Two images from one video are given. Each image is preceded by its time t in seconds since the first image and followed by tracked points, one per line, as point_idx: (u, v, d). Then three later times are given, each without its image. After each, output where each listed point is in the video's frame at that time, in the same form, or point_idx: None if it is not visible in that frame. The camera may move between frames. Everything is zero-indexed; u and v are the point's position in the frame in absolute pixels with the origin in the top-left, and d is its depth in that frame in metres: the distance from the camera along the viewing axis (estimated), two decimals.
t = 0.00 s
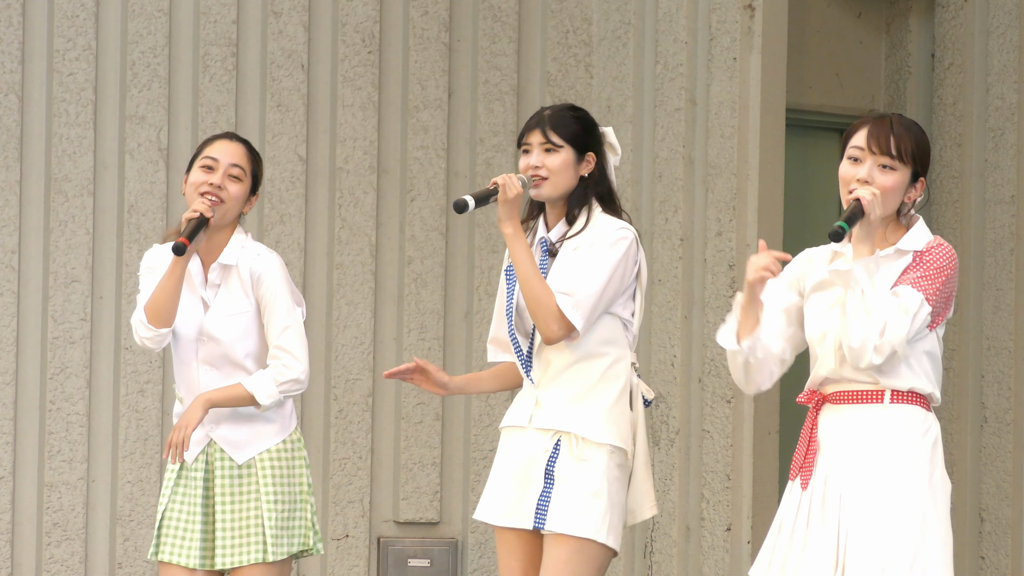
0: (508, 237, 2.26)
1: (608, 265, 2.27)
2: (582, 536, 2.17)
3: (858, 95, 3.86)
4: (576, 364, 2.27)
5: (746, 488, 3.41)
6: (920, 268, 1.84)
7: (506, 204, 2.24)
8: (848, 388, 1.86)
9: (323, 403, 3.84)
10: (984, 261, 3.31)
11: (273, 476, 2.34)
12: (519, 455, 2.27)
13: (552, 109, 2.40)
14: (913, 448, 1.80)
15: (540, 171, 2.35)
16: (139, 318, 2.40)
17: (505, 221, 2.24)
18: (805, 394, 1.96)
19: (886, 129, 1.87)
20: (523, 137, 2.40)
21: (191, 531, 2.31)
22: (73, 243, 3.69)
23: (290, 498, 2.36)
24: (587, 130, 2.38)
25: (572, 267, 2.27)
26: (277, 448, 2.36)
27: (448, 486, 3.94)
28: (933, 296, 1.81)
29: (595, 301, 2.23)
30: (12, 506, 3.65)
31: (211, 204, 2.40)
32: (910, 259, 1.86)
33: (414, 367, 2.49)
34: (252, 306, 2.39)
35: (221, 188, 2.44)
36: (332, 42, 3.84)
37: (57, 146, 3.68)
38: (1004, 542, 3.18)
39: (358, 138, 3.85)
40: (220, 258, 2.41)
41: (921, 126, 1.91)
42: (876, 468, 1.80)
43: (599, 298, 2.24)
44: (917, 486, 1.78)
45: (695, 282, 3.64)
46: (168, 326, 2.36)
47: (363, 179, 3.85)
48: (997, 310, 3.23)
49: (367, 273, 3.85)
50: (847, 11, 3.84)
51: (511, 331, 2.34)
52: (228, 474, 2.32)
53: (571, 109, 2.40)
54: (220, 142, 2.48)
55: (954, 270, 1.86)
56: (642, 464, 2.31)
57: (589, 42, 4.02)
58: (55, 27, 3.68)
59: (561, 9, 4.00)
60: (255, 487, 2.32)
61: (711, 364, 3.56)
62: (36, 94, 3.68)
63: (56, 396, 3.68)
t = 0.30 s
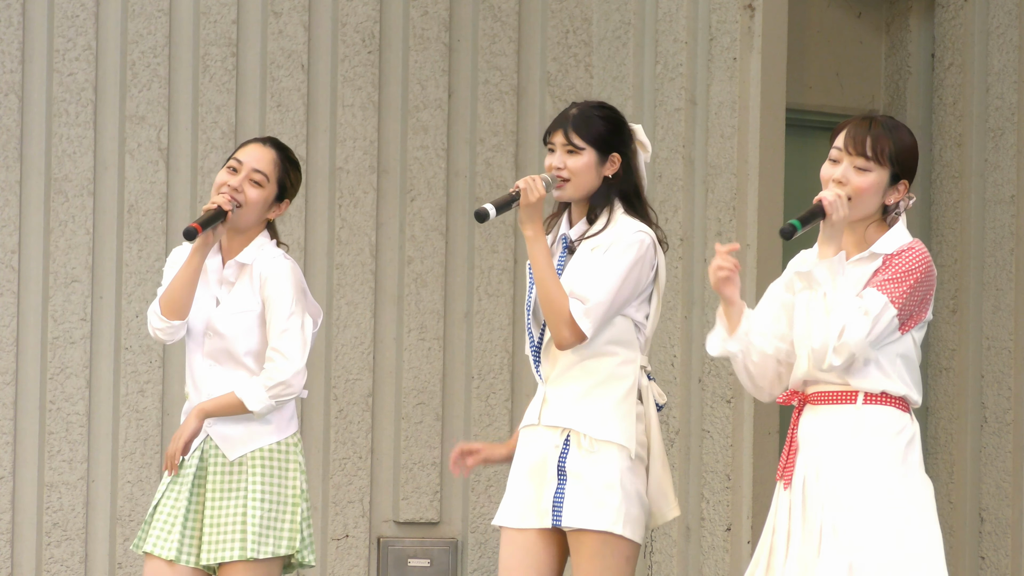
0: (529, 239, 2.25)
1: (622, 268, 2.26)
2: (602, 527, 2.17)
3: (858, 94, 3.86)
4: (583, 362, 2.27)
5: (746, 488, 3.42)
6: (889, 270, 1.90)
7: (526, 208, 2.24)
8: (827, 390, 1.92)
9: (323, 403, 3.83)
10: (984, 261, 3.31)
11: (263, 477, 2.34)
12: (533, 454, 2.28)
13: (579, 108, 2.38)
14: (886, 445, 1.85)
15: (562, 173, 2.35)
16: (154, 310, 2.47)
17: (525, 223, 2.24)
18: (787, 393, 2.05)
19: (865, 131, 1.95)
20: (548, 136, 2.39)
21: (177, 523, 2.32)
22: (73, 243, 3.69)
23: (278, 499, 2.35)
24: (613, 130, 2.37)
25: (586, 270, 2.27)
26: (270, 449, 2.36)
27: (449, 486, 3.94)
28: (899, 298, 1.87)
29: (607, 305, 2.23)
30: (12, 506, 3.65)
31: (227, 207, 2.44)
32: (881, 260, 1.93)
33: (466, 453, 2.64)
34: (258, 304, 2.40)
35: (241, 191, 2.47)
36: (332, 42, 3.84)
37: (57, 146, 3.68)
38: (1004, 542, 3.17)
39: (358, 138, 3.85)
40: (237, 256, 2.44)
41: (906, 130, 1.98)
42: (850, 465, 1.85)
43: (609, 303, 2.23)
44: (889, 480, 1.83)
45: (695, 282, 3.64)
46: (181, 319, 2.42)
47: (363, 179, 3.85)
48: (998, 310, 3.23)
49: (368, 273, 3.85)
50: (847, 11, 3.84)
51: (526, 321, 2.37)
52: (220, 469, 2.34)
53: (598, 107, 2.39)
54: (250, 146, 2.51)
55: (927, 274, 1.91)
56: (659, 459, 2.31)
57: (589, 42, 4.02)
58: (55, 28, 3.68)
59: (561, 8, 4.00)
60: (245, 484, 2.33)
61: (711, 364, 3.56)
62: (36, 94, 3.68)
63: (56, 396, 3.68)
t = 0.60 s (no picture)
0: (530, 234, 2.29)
1: (623, 266, 2.26)
2: (598, 530, 2.19)
3: (858, 94, 3.85)
4: (584, 363, 2.28)
5: (745, 488, 3.42)
6: (836, 283, 2.06)
7: (529, 203, 2.27)
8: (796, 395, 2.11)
9: (323, 404, 3.83)
10: (984, 261, 3.31)
11: (261, 477, 2.34)
12: (536, 455, 2.30)
13: (589, 110, 2.38)
14: (848, 453, 2.02)
15: (569, 173, 2.35)
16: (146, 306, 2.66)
17: (528, 219, 2.28)
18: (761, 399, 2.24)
19: (815, 145, 2.13)
20: (558, 137, 2.39)
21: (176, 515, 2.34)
22: (73, 243, 3.69)
23: (276, 499, 2.35)
24: (623, 133, 2.37)
25: (590, 270, 2.27)
26: (275, 448, 2.37)
27: (448, 486, 3.94)
28: (840, 310, 2.03)
29: (607, 303, 2.23)
30: (11, 505, 3.65)
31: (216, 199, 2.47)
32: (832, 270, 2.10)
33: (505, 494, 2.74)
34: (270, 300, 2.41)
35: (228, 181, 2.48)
36: (332, 42, 3.84)
37: (58, 146, 3.68)
38: (1003, 543, 3.17)
39: (358, 138, 3.85)
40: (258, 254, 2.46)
41: (865, 143, 2.12)
42: (817, 471, 2.03)
43: (609, 302, 2.24)
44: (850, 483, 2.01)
45: (695, 282, 3.64)
46: (162, 304, 2.58)
47: (363, 179, 3.85)
48: (998, 310, 3.23)
49: (368, 273, 3.85)
50: (847, 11, 3.83)
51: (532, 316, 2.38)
52: (221, 466, 2.34)
53: (609, 110, 2.38)
54: (239, 138, 2.53)
55: (872, 283, 2.05)
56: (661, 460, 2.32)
57: (589, 42, 4.02)
58: (55, 27, 3.68)
59: (561, 8, 4.00)
60: (243, 484, 2.34)
61: (711, 364, 3.56)
62: (36, 93, 3.68)
63: (56, 396, 3.68)
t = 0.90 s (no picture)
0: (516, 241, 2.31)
1: (603, 271, 2.26)
2: (591, 528, 2.18)
3: (858, 94, 3.85)
4: (573, 364, 2.28)
5: (746, 488, 3.42)
6: (792, 277, 2.07)
7: (515, 211, 2.29)
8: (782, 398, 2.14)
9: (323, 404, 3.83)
10: (984, 261, 3.31)
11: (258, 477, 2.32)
12: (529, 457, 2.29)
13: (575, 115, 2.41)
14: (831, 452, 2.04)
15: (554, 178, 2.38)
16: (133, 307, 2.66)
17: (512, 225, 2.29)
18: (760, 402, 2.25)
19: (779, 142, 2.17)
20: (544, 142, 2.43)
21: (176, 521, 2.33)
22: (73, 243, 3.69)
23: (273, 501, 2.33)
24: (608, 138, 2.39)
25: (574, 275, 2.28)
26: (268, 449, 2.35)
27: (449, 486, 3.94)
28: (793, 306, 2.03)
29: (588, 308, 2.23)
30: (12, 506, 3.65)
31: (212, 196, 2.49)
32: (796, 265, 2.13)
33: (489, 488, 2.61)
34: (279, 300, 2.42)
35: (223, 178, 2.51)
36: (332, 42, 3.84)
37: (57, 146, 3.68)
38: (1004, 543, 3.17)
39: (358, 138, 3.85)
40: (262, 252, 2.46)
41: (831, 141, 2.15)
42: (803, 471, 2.05)
43: (590, 308, 2.24)
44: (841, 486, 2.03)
45: (695, 282, 3.64)
46: (145, 295, 2.60)
47: (363, 179, 3.85)
48: (998, 310, 3.23)
49: (368, 273, 3.85)
50: (847, 11, 3.84)
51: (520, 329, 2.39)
52: (218, 470, 2.33)
53: (594, 115, 2.41)
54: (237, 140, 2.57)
55: (827, 276, 2.05)
56: (653, 461, 2.31)
57: (589, 41, 4.02)
58: (55, 27, 3.68)
59: (561, 8, 4.00)
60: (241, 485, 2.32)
61: (711, 364, 3.56)
62: (36, 93, 3.68)
63: (56, 396, 3.68)
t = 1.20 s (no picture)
0: (502, 220, 2.32)
1: (597, 253, 2.27)
2: (582, 527, 2.18)
3: (858, 95, 3.85)
4: (564, 355, 2.28)
5: (745, 488, 3.41)
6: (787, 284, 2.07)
7: (502, 186, 2.31)
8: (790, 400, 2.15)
9: (323, 403, 3.83)
10: (984, 261, 3.31)
11: (233, 476, 2.32)
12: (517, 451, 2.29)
13: (558, 102, 2.41)
14: (843, 451, 2.04)
15: (538, 162, 2.37)
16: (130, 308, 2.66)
17: (499, 203, 2.31)
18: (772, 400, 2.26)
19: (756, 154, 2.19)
20: (527, 128, 2.42)
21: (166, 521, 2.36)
22: (73, 243, 3.70)
23: (251, 499, 2.32)
24: (591, 124, 2.40)
25: (561, 255, 2.28)
26: (245, 447, 2.34)
27: (449, 486, 3.94)
28: (791, 312, 2.03)
29: (581, 287, 2.24)
30: (11, 506, 3.65)
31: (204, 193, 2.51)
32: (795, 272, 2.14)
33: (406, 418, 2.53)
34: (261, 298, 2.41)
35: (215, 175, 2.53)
36: (332, 42, 3.84)
37: (57, 146, 3.68)
38: (1004, 543, 3.17)
39: (358, 138, 3.85)
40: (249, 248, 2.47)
41: (808, 146, 2.15)
42: (817, 470, 2.05)
43: (583, 286, 2.24)
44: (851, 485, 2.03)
45: (695, 282, 3.64)
46: (140, 291, 2.61)
47: (363, 179, 3.85)
48: (997, 310, 3.23)
49: (368, 273, 3.85)
50: (847, 10, 3.84)
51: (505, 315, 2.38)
52: (199, 469, 2.34)
53: (578, 103, 2.42)
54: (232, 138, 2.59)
55: (824, 278, 2.04)
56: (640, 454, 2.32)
57: (589, 42, 4.02)
58: (55, 27, 3.68)
59: (561, 8, 4.00)
60: (219, 483, 2.32)
61: (711, 364, 3.56)
62: (36, 93, 3.68)
63: (56, 396, 3.68)
